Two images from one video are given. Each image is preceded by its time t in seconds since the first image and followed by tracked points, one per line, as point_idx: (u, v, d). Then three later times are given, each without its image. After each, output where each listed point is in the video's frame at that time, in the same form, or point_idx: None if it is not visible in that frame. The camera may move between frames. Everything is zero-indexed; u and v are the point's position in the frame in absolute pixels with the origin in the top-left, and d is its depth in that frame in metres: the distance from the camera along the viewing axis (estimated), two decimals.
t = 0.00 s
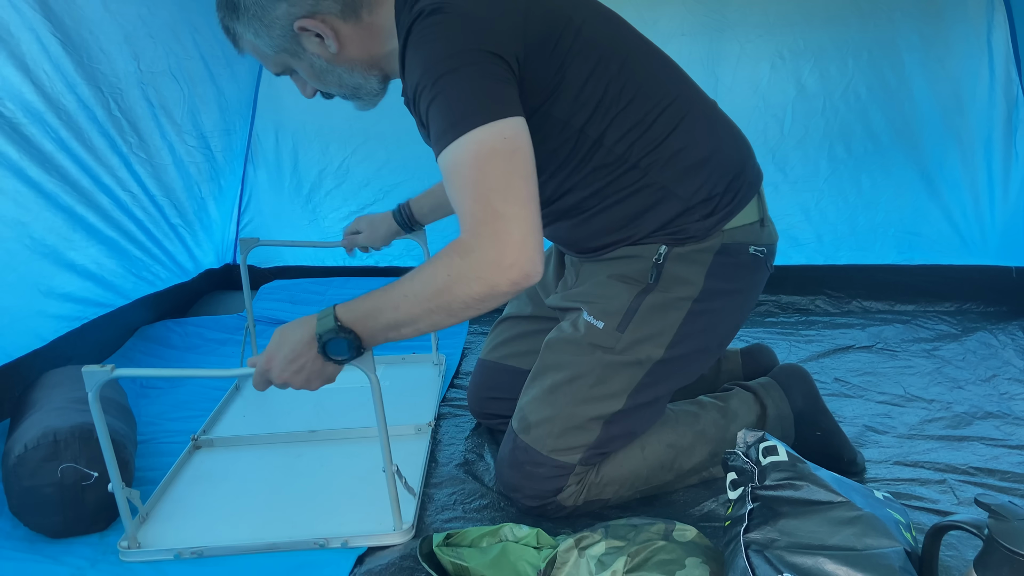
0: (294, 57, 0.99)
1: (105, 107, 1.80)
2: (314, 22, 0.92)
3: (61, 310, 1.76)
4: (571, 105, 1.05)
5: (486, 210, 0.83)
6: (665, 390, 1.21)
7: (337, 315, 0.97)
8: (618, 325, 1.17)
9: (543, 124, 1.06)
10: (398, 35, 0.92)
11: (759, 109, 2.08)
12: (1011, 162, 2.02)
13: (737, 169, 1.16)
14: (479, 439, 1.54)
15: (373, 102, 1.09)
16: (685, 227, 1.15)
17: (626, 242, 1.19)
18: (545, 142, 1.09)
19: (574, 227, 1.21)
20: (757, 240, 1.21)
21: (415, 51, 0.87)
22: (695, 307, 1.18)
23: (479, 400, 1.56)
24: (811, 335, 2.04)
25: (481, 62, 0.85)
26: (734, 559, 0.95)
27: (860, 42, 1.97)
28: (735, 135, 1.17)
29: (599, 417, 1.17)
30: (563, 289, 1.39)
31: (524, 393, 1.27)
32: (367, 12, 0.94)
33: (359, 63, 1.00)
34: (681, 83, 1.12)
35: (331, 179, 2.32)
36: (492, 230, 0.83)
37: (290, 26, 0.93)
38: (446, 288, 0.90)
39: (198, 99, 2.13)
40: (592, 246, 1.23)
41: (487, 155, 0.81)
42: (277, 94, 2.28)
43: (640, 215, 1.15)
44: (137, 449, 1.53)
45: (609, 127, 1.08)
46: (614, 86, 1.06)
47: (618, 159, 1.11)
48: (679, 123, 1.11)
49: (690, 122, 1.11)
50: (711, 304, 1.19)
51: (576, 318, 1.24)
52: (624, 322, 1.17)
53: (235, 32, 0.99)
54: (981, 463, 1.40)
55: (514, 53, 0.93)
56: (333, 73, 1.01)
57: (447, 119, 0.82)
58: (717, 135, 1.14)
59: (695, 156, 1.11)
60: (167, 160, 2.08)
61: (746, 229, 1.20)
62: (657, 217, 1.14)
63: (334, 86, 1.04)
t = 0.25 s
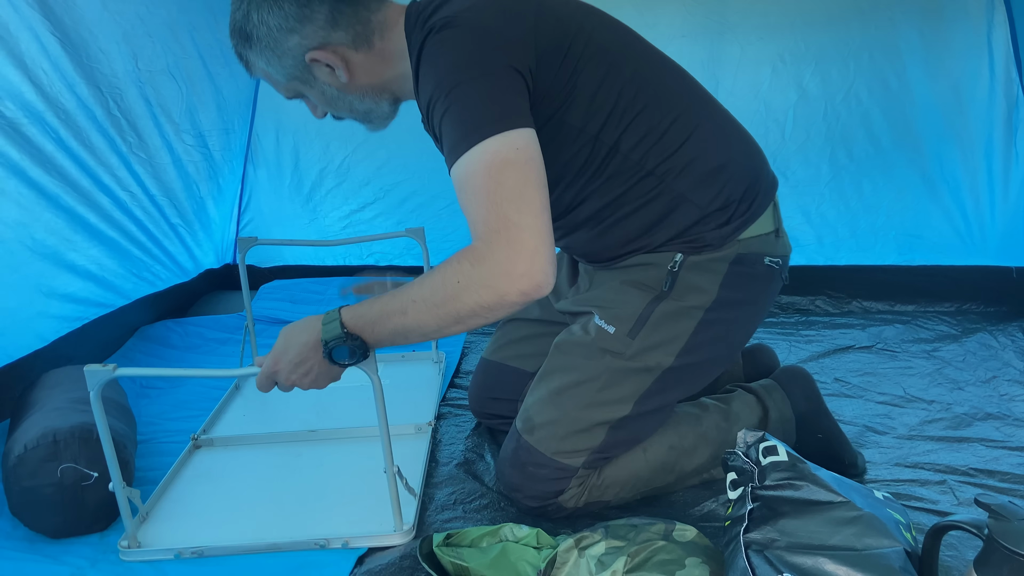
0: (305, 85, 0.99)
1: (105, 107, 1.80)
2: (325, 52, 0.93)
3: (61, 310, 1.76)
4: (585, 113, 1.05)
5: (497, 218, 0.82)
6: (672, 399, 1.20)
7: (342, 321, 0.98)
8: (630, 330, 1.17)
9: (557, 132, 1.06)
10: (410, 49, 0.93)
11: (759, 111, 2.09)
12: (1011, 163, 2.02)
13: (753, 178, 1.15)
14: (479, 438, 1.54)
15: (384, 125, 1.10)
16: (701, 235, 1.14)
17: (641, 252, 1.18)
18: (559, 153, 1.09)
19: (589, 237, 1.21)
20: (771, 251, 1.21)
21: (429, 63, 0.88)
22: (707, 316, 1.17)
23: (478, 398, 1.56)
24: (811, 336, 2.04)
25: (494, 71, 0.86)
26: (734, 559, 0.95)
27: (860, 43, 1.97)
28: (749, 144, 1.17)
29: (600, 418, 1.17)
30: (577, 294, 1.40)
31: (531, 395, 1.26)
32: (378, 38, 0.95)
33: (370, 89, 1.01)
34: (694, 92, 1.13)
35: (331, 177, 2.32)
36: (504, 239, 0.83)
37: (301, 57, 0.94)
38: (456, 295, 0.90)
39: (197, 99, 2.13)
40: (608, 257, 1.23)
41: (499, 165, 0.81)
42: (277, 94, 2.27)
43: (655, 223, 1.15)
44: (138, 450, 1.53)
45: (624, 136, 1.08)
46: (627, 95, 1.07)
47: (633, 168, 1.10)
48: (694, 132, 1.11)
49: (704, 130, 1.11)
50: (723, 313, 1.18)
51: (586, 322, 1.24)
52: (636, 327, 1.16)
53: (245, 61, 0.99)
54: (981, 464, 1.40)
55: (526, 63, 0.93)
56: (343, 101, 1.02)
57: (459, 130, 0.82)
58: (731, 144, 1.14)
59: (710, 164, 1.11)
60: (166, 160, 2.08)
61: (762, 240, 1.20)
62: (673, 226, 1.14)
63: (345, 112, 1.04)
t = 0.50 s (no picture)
0: (299, 106, 1.01)
1: (105, 107, 1.80)
2: (325, 78, 0.96)
3: (61, 310, 1.76)
4: (582, 124, 1.07)
5: (495, 230, 0.83)
6: (676, 400, 1.20)
7: (345, 318, 0.98)
8: (635, 331, 1.17)
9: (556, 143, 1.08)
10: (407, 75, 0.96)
11: (759, 112, 2.09)
12: (1011, 164, 2.02)
13: (755, 180, 1.16)
14: (479, 438, 1.54)
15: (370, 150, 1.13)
16: (706, 238, 1.15)
17: (646, 257, 1.19)
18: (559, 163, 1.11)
19: (595, 246, 1.22)
20: (776, 253, 1.21)
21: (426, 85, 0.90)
22: (713, 317, 1.17)
23: (478, 398, 1.56)
24: (811, 336, 2.04)
25: (488, 89, 0.88)
26: (734, 559, 0.95)
27: (860, 43, 1.97)
28: (748, 146, 1.18)
29: (600, 418, 1.18)
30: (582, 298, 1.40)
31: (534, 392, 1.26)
32: (378, 66, 0.99)
33: (365, 116, 1.04)
34: (688, 100, 1.15)
35: (331, 177, 2.33)
36: (501, 250, 0.84)
37: (301, 80, 0.96)
38: (452, 302, 0.91)
39: (197, 99, 2.13)
40: (616, 264, 1.23)
41: (495, 179, 0.82)
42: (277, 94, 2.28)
43: (659, 229, 1.15)
44: (138, 449, 1.54)
45: (622, 146, 1.10)
46: (621, 107, 1.08)
47: (633, 177, 1.12)
48: (691, 138, 1.12)
49: (702, 136, 1.13)
50: (729, 315, 1.18)
51: (591, 324, 1.24)
52: (639, 328, 1.17)
53: (242, 76, 1.00)
54: (981, 465, 1.40)
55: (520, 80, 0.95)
56: (337, 125, 1.05)
57: (457, 146, 0.84)
58: (729, 148, 1.14)
59: (709, 169, 1.12)
60: (166, 160, 2.08)
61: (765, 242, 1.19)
62: (677, 231, 1.15)
63: (335, 135, 1.08)
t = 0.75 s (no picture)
0: (300, 104, 0.98)
1: (104, 106, 1.80)
2: (333, 71, 0.95)
3: (61, 310, 1.76)
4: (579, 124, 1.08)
5: (491, 228, 0.84)
6: (676, 400, 1.20)
7: (345, 320, 0.98)
8: (635, 327, 1.17)
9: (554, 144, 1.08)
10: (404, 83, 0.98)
11: (759, 113, 2.09)
12: (1011, 164, 2.02)
13: (749, 176, 1.17)
14: (479, 438, 1.54)
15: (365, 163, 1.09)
16: (705, 236, 1.15)
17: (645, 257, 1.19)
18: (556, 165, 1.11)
19: (594, 250, 1.22)
20: (775, 249, 1.21)
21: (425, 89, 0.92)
22: (712, 313, 1.17)
23: (477, 397, 1.56)
24: (811, 336, 2.04)
25: (485, 89, 0.89)
26: (735, 559, 0.95)
27: (860, 43, 1.98)
28: (740, 145, 1.20)
29: (600, 417, 1.18)
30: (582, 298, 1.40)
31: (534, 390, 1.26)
32: (381, 69, 1.00)
33: (366, 118, 1.02)
34: (682, 99, 1.16)
35: (331, 177, 2.34)
36: (498, 248, 0.84)
37: (307, 71, 0.95)
38: (449, 300, 0.91)
39: (197, 99, 2.13)
40: (616, 266, 1.23)
41: (494, 176, 0.83)
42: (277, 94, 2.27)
43: (657, 228, 1.16)
44: (138, 450, 1.54)
45: (618, 146, 1.11)
46: (616, 107, 1.09)
47: (631, 177, 1.12)
48: (685, 136, 1.13)
49: (697, 134, 1.14)
50: (728, 311, 1.18)
51: (591, 321, 1.24)
52: (639, 324, 1.17)
53: (240, 71, 0.98)
54: (981, 466, 1.40)
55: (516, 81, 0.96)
56: (337, 127, 1.02)
57: (457, 145, 0.85)
58: (723, 146, 1.16)
59: (705, 166, 1.13)
60: (166, 159, 2.08)
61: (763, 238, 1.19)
62: (675, 229, 1.16)
63: (331, 143, 1.04)
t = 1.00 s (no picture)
0: (297, 91, 0.98)
1: (104, 106, 1.80)
2: (334, 57, 0.96)
3: (61, 310, 1.76)
4: (580, 125, 1.08)
5: (491, 233, 0.84)
6: (676, 401, 1.20)
7: (344, 324, 0.98)
8: (636, 333, 1.18)
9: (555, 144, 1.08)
10: (402, 84, 0.99)
11: (759, 114, 2.09)
12: (1011, 164, 2.02)
13: (753, 176, 1.17)
14: (479, 438, 1.54)
15: (360, 161, 1.08)
16: (709, 239, 1.16)
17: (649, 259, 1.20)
18: (558, 165, 1.11)
19: (597, 253, 1.22)
20: (780, 252, 1.21)
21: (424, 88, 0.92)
22: (716, 316, 1.17)
23: (477, 397, 1.56)
24: (812, 336, 2.04)
25: (489, 89, 0.89)
26: (735, 559, 0.95)
27: (861, 44, 1.98)
28: (744, 145, 1.20)
29: (600, 417, 1.18)
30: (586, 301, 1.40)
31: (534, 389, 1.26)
32: (381, 64, 1.01)
33: (363, 111, 1.02)
34: (682, 99, 1.16)
35: (331, 177, 2.34)
36: (497, 254, 0.85)
37: (307, 55, 0.95)
38: (449, 306, 0.91)
39: (197, 99, 2.13)
40: (619, 269, 1.23)
41: (493, 178, 0.83)
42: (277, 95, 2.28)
43: (661, 230, 1.16)
44: (138, 450, 1.54)
45: (620, 146, 1.11)
46: (619, 107, 1.10)
47: (634, 178, 1.12)
48: (688, 136, 1.13)
49: (698, 134, 1.14)
50: (729, 315, 1.18)
51: (594, 324, 1.24)
52: (640, 332, 1.18)
53: (237, 56, 0.98)
54: (981, 466, 1.40)
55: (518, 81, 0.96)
56: (334, 117, 1.01)
57: (455, 145, 0.85)
58: (726, 147, 1.16)
59: (708, 166, 1.13)
60: (166, 160, 2.08)
61: (767, 240, 1.19)
62: (680, 231, 1.16)
63: (327, 135, 1.03)
